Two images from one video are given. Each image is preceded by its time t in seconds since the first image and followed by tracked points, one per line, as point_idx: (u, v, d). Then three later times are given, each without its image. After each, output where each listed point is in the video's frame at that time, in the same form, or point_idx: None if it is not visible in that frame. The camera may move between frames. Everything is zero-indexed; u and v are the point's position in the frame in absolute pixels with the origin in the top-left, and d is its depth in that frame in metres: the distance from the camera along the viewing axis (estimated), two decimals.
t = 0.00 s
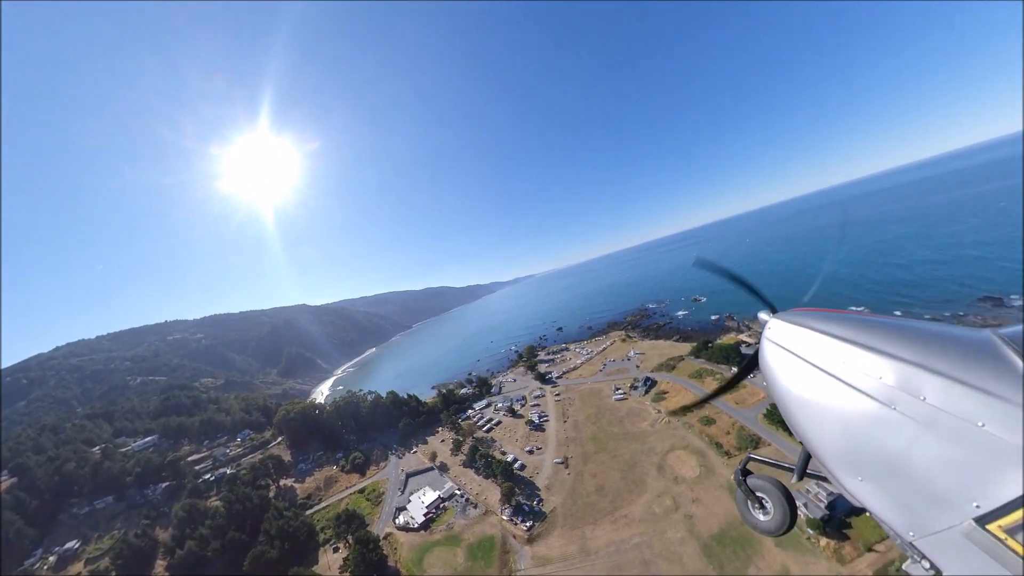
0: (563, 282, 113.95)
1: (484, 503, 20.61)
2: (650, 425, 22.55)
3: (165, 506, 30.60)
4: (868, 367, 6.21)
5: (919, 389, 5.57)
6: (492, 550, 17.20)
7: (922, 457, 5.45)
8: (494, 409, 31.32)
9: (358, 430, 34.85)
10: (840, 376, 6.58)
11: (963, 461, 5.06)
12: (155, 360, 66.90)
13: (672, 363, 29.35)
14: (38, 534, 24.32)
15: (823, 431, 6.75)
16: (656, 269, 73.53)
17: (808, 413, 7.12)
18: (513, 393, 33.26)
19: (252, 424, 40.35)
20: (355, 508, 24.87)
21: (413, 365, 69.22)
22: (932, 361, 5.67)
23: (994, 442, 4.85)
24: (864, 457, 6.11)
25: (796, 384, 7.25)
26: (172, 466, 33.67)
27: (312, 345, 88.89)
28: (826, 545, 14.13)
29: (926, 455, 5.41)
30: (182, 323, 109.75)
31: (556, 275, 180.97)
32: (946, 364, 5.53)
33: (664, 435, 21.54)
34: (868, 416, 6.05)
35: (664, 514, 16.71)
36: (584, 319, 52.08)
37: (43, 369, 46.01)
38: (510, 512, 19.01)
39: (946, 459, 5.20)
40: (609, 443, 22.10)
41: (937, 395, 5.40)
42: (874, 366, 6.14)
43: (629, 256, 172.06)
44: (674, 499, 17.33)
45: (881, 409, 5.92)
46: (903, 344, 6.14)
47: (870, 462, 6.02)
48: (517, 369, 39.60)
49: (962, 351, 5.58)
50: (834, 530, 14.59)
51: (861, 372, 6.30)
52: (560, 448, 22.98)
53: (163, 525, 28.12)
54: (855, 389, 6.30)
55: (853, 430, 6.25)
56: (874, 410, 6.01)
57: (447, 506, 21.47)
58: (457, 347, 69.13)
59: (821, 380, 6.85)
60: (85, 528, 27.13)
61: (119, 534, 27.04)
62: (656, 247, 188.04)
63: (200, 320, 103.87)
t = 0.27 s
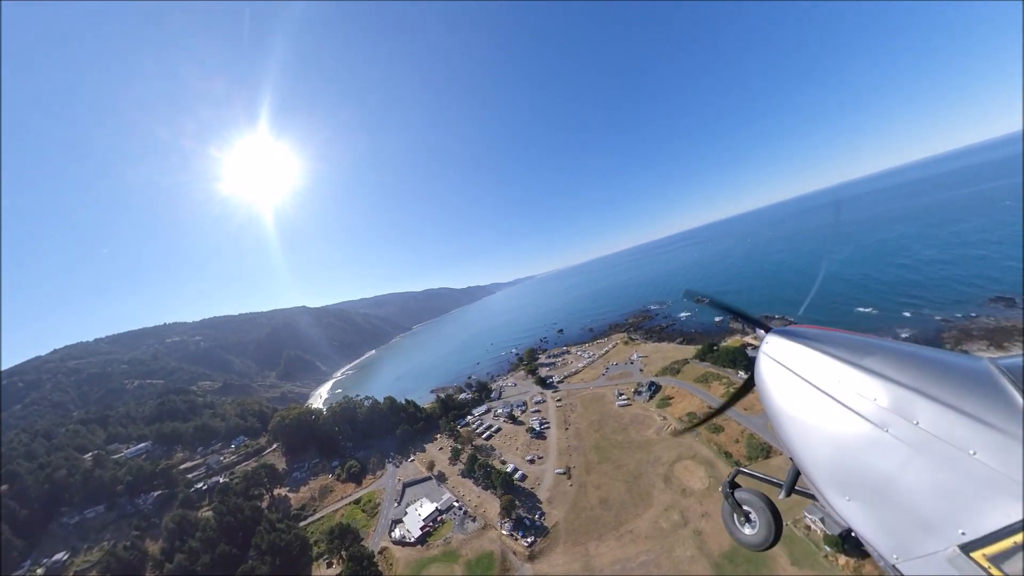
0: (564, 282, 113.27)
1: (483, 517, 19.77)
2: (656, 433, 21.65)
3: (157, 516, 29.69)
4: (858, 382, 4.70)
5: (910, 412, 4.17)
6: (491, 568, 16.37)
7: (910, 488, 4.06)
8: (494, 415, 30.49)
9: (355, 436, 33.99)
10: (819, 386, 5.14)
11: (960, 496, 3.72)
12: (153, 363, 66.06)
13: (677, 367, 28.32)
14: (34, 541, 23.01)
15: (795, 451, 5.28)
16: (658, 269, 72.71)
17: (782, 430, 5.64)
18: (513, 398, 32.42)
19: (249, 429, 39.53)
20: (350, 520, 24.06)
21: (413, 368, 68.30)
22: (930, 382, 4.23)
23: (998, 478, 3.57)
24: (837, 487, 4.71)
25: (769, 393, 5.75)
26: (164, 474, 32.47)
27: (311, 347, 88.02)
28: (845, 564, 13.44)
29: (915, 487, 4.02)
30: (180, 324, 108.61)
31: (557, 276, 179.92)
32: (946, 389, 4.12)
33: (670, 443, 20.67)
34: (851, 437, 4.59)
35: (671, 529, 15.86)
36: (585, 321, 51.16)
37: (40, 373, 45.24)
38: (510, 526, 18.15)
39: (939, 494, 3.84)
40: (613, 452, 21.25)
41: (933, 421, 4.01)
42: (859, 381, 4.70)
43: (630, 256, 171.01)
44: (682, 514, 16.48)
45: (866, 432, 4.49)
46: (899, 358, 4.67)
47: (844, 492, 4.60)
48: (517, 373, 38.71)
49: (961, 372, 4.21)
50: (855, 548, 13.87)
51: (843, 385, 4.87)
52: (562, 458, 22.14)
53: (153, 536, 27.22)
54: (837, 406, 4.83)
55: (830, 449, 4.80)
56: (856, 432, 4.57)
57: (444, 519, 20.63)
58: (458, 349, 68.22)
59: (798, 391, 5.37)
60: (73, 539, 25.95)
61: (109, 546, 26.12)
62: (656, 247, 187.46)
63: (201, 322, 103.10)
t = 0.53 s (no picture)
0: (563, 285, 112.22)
1: (480, 533, 18.77)
2: (661, 443, 20.69)
3: (143, 527, 27.81)
4: (874, 399, 5.49)
5: (925, 429, 4.87)
6: None
7: (924, 502, 4.76)
8: (493, 423, 29.53)
9: (349, 444, 33.03)
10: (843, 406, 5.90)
11: (963, 507, 4.45)
12: (148, 365, 64.75)
13: (680, 373, 27.11)
14: (15, 551, 21.31)
15: (815, 463, 6.10)
16: (659, 272, 71.70)
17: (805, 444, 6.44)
18: (512, 406, 31.45)
19: (239, 436, 38.45)
20: (342, 534, 23.11)
21: (411, 372, 66.96)
22: (941, 403, 4.93)
23: (1004, 494, 4.20)
24: (852, 494, 5.53)
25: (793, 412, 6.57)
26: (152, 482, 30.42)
27: (308, 349, 86.75)
28: None
29: (930, 501, 4.71)
30: (176, 325, 107.10)
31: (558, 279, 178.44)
32: (957, 406, 4.81)
33: (676, 455, 19.68)
34: (868, 451, 5.38)
35: (680, 549, 14.91)
36: (586, 325, 50.19)
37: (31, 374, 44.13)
38: (509, 544, 17.17)
39: (946, 504, 4.57)
40: (616, 464, 20.30)
41: (946, 439, 4.70)
42: (878, 402, 5.44)
43: (631, 259, 169.51)
44: (691, 532, 15.52)
45: (884, 446, 5.25)
46: (915, 378, 5.38)
47: (858, 499, 5.43)
48: (517, 379, 37.70)
49: (973, 392, 4.84)
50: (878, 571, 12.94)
51: (864, 405, 5.61)
52: (563, 470, 21.20)
53: (139, 549, 25.44)
54: (860, 426, 5.57)
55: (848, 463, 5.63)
56: (875, 448, 5.34)
57: (440, 535, 19.65)
58: (456, 353, 66.96)
59: (821, 409, 6.17)
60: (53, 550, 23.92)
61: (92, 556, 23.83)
62: (656, 250, 186.66)
63: (198, 324, 101.66)
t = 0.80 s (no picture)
0: (564, 287, 111.51)
1: (477, 549, 17.89)
2: (666, 454, 19.76)
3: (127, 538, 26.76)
4: (890, 404, 3.79)
5: (955, 442, 3.27)
6: None
7: (955, 535, 3.16)
8: (491, 430, 28.64)
9: (343, 451, 32.13)
10: (851, 405, 4.22)
11: (1009, 546, 2.85)
12: (143, 367, 63.66)
13: (684, 379, 26.09)
14: None
15: (828, 479, 4.41)
16: (660, 274, 70.86)
17: (811, 452, 4.76)
18: (511, 412, 30.51)
19: (231, 441, 37.21)
20: (333, 547, 22.22)
21: (409, 374, 66.00)
22: (973, 409, 3.34)
23: None
24: (867, 518, 3.86)
25: (798, 412, 4.86)
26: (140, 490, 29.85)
27: (306, 351, 85.73)
28: None
29: (963, 535, 3.12)
30: (173, 325, 106.01)
31: (558, 281, 177.62)
32: (992, 414, 3.24)
33: (682, 467, 18.75)
34: (883, 466, 3.72)
35: (688, 571, 13.93)
36: (587, 328, 49.29)
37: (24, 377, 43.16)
38: (506, 562, 16.27)
39: (986, 537, 2.98)
40: (619, 476, 19.39)
41: (981, 455, 3.13)
42: (892, 398, 3.79)
43: (632, 261, 168.59)
44: (699, 551, 14.54)
45: (901, 460, 3.61)
46: (935, 380, 3.77)
47: (874, 523, 3.77)
48: (516, 383, 36.73)
49: (1003, 398, 3.31)
50: None
51: (875, 403, 3.95)
52: (564, 482, 20.30)
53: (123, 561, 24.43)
54: (871, 432, 3.91)
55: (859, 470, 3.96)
56: (889, 460, 3.69)
57: (435, 550, 18.79)
58: (455, 356, 65.96)
59: (826, 408, 4.49)
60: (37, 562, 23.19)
61: (74, 568, 23.04)
62: (656, 252, 186.17)
63: (198, 325, 100.73)
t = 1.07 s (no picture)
0: (564, 288, 110.68)
1: (471, 566, 17.04)
2: (670, 465, 18.89)
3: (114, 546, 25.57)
4: (913, 421, 3.63)
5: (990, 468, 3.01)
6: None
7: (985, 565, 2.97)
8: (488, 437, 27.81)
9: (337, 457, 31.27)
10: (883, 424, 4.00)
11: None
12: (140, 368, 62.53)
13: (688, 385, 25.15)
14: None
15: (856, 503, 4.24)
16: (662, 276, 69.91)
17: (837, 470, 4.61)
18: (509, 418, 29.68)
19: (223, 446, 36.11)
20: (323, 560, 21.30)
21: (407, 376, 65.05)
22: (988, 420, 3.21)
23: None
24: (894, 544, 3.69)
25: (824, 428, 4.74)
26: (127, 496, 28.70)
27: (305, 352, 84.78)
28: None
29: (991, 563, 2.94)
30: (171, 325, 104.93)
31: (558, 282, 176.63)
32: (1008, 425, 3.09)
33: (686, 479, 17.87)
34: (910, 490, 3.55)
35: None
36: (587, 330, 48.38)
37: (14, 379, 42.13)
38: None
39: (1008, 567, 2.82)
40: (621, 488, 18.55)
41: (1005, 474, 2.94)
42: (923, 416, 3.57)
43: (633, 262, 167.52)
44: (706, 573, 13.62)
45: (933, 486, 3.40)
46: (949, 389, 3.63)
47: (902, 551, 3.59)
48: (514, 387, 35.87)
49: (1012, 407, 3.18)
50: None
51: (905, 421, 3.73)
52: (563, 495, 19.46)
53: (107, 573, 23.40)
54: (896, 449, 3.75)
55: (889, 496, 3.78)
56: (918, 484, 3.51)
57: (427, 566, 17.94)
58: (454, 358, 65.04)
59: (855, 426, 4.30)
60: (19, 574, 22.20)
61: None
62: (657, 253, 185.15)
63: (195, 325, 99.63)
